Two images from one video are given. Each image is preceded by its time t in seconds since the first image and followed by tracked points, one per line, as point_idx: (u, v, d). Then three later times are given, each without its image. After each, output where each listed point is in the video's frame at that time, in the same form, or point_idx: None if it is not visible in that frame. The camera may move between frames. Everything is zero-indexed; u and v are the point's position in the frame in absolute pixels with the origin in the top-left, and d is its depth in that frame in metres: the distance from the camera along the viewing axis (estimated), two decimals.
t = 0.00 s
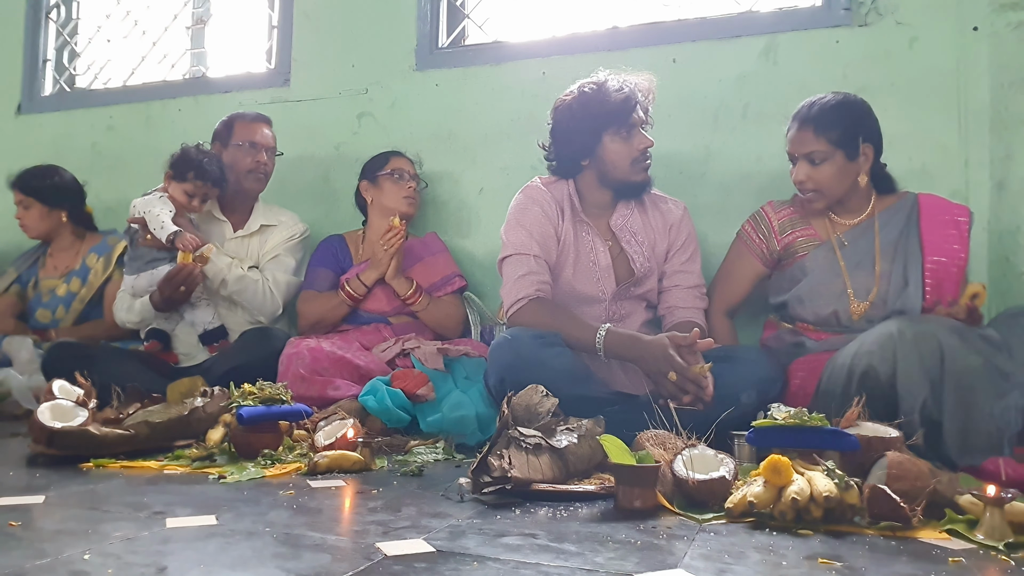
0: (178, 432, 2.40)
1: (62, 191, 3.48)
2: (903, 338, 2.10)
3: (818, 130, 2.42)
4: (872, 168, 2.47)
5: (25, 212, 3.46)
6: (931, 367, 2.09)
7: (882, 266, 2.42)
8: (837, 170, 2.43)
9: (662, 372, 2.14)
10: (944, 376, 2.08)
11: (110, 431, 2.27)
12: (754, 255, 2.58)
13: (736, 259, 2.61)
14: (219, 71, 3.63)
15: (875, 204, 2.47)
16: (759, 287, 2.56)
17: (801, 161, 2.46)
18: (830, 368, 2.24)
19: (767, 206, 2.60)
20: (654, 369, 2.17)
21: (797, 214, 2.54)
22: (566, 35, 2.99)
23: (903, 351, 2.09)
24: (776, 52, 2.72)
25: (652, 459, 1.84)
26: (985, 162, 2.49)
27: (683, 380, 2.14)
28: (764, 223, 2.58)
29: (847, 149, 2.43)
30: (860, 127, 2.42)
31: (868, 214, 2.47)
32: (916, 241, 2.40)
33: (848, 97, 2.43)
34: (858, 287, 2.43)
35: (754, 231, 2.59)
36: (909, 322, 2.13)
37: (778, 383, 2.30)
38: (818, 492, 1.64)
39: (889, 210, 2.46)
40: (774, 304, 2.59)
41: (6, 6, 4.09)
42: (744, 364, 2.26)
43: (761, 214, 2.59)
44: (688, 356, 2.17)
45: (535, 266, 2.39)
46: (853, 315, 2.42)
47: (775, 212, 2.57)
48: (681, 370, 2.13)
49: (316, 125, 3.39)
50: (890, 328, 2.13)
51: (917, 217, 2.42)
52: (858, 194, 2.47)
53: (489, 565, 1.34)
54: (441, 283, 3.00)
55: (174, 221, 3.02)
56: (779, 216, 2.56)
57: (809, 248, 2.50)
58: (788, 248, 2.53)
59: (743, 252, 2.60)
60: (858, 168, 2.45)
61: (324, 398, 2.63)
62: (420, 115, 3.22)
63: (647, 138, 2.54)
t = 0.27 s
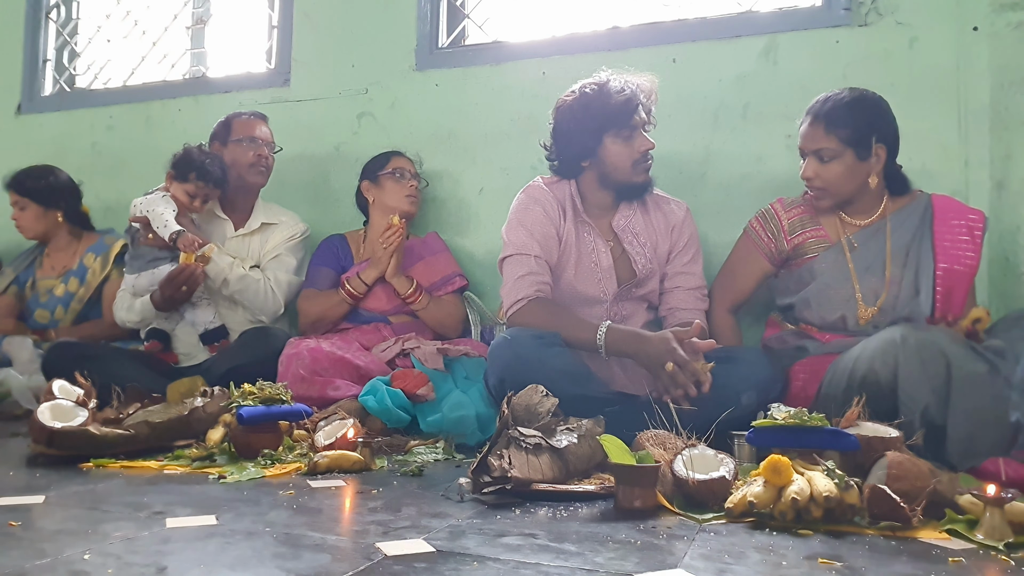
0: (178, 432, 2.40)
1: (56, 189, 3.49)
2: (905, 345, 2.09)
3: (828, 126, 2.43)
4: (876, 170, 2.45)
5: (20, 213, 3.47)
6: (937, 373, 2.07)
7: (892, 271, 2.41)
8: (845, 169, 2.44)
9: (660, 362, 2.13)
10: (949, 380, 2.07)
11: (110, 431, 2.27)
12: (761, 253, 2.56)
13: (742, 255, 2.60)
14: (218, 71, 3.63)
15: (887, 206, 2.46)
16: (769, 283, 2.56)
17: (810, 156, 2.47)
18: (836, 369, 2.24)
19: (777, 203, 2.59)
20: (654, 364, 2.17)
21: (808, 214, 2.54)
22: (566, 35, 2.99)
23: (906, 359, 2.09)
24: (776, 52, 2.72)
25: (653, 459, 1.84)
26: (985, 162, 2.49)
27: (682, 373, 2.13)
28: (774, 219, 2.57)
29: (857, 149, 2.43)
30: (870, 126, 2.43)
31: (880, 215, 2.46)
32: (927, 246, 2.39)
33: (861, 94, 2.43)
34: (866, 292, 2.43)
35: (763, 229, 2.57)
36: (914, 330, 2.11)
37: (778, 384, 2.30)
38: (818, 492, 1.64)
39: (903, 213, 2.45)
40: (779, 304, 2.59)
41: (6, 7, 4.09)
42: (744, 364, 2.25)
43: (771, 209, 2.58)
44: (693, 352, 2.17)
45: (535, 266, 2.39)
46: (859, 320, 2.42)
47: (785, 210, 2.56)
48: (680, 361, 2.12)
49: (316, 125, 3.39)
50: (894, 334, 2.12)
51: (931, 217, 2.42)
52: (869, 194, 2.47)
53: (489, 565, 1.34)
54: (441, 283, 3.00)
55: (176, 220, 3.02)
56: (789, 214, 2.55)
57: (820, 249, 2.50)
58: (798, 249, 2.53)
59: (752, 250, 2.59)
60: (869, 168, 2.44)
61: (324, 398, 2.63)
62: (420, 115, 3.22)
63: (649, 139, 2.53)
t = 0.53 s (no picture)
0: (178, 432, 2.40)
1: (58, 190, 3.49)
2: (906, 344, 2.09)
3: (837, 125, 2.43)
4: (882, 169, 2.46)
5: (22, 212, 3.47)
6: (937, 373, 2.07)
7: (894, 270, 2.41)
8: (853, 168, 2.44)
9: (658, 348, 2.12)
10: (949, 381, 2.07)
11: (110, 431, 2.27)
12: (763, 249, 2.58)
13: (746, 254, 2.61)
14: (218, 71, 3.63)
15: (889, 206, 2.47)
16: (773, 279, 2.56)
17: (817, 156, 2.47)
18: (835, 368, 2.24)
19: (784, 201, 2.59)
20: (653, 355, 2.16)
21: (811, 211, 2.54)
22: (566, 35, 2.99)
23: (907, 357, 2.08)
24: (776, 52, 2.72)
25: (652, 459, 1.84)
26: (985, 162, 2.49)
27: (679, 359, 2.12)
28: (777, 217, 2.58)
29: (865, 147, 2.43)
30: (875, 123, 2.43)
31: (883, 214, 2.47)
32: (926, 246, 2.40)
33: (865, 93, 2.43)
34: (869, 290, 2.43)
35: (767, 227, 2.58)
36: (915, 327, 2.11)
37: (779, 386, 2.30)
38: (818, 492, 1.64)
39: (905, 213, 2.45)
40: (779, 303, 2.59)
41: (6, 7, 4.09)
42: (744, 364, 2.25)
43: (776, 207, 2.59)
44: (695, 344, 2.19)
45: (551, 266, 2.39)
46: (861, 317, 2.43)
47: (788, 207, 2.57)
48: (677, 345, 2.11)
49: (316, 125, 3.39)
50: (894, 332, 2.12)
51: (933, 217, 2.42)
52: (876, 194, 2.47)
53: (489, 565, 1.34)
54: (440, 283, 3.00)
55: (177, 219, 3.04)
56: (792, 212, 2.56)
57: (822, 247, 2.50)
58: (801, 246, 2.53)
59: (752, 248, 2.61)
60: (877, 166, 2.45)
61: (324, 399, 2.63)
62: (420, 115, 3.22)
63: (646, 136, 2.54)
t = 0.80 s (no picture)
0: (178, 432, 2.40)
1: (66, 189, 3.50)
2: (904, 343, 2.10)
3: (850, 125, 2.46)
4: (882, 169, 2.46)
5: (31, 212, 3.48)
6: (935, 372, 2.07)
7: (894, 263, 2.42)
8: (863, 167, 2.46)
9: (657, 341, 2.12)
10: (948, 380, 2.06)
11: (110, 431, 2.27)
12: (768, 243, 2.57)
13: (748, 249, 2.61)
14: (218, 71, 3.63)
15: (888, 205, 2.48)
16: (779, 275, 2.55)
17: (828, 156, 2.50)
18: (835, 367, 2.24)
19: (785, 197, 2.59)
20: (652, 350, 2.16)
21: (814, 205, 2.55)
22: (566, 35, 2.99)
23: (906, 356, 2.09)
24: (776, 52, 2.72)
25: (652, 459, 1.84)
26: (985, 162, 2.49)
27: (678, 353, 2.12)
28: (782, 212, 2.57)
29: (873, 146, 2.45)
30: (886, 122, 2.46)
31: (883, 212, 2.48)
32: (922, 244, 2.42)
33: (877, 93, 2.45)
34: (873, 281, 2.43)
35: (772, 220, 2.58)
36: (915, 326, 2.11)
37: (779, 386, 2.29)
38: (818, 492, 1.64)
39: (903, 212, 2.46)
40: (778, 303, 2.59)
41: (6, 7, 4.09)
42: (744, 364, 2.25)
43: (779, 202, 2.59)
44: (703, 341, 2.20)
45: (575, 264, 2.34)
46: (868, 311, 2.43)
47: (792, 202, 2.57)
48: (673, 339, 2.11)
49: (316, 125, 3.39)
50: (894, 331, 2.12)
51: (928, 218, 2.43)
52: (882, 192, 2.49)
53: (489, 565, 1.34)
54: (440, 283, 3.00)
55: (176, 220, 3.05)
56: (797, 205, 2.56)
57: (823, 239, 2.52)
58: (805, 239, 2.54)
59: (758, 244, 2.59)
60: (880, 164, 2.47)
61: (324, 399, 2.63)
62: (420, 115, 3.22)
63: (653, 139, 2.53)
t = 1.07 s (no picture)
0: (178, 432, 2.40)
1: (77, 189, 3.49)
2: (907, 343, 2.09)
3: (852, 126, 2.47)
4: (882, 171, 2.46)
5: (41, 211, 3.47)
6: (938, 373, 2.05)
7: (899, 260, 2.46)
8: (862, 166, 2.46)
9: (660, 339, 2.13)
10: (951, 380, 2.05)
11: (110, 431, 2.27)
12: (773, 244, 2.56)
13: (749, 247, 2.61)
14: (218, 72, 3.63)
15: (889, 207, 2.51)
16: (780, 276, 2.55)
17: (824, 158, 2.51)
18: (835, 367, 2.25)
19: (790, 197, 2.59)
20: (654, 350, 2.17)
21: (819, 205, 2.56)
22: (566, 35, 2.99)
23: (908, 355, 2.08)
24: (776, 52, 2.72)
25: (652, 459, 1.84)
26: (985, 162, 2.49)
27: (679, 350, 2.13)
28: (786, 212, 2.58)
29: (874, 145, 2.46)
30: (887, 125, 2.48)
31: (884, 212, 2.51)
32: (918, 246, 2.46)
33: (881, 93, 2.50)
34: (881, 279, 2.46)
35: (776, 219, 2.57)
36: (917, 327, 2.10)
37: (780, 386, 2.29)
38: (818, 492, 1.64)
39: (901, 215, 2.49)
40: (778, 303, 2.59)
41: (6, 7, 4.09)
42: (743, 365, 2.25)
43: (784, 202, 2.59)
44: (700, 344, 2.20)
45: (556, 267, 2.38)
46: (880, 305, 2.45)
47: (798, 201, 2.57)
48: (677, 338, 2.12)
49: (316, 125, 3.39)
50: (896, 332, 2.11)
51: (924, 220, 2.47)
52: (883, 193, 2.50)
53: (489, 565, 1.34)
54: (441, 282, 3.00)
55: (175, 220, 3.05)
56: (802, 205, 2.56)
57: (831, 239, 2.53)
58: (810, 238, 2.55)
59: (762, 244, 2.58)
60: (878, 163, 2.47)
61: (324, 399, 2.63)
62: (420, 115, 3.22)
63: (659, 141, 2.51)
